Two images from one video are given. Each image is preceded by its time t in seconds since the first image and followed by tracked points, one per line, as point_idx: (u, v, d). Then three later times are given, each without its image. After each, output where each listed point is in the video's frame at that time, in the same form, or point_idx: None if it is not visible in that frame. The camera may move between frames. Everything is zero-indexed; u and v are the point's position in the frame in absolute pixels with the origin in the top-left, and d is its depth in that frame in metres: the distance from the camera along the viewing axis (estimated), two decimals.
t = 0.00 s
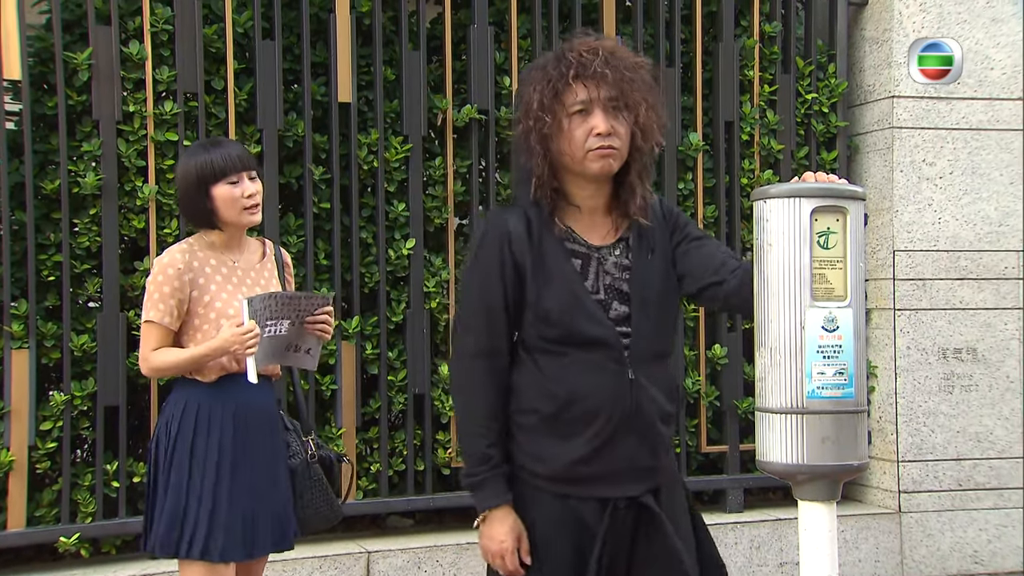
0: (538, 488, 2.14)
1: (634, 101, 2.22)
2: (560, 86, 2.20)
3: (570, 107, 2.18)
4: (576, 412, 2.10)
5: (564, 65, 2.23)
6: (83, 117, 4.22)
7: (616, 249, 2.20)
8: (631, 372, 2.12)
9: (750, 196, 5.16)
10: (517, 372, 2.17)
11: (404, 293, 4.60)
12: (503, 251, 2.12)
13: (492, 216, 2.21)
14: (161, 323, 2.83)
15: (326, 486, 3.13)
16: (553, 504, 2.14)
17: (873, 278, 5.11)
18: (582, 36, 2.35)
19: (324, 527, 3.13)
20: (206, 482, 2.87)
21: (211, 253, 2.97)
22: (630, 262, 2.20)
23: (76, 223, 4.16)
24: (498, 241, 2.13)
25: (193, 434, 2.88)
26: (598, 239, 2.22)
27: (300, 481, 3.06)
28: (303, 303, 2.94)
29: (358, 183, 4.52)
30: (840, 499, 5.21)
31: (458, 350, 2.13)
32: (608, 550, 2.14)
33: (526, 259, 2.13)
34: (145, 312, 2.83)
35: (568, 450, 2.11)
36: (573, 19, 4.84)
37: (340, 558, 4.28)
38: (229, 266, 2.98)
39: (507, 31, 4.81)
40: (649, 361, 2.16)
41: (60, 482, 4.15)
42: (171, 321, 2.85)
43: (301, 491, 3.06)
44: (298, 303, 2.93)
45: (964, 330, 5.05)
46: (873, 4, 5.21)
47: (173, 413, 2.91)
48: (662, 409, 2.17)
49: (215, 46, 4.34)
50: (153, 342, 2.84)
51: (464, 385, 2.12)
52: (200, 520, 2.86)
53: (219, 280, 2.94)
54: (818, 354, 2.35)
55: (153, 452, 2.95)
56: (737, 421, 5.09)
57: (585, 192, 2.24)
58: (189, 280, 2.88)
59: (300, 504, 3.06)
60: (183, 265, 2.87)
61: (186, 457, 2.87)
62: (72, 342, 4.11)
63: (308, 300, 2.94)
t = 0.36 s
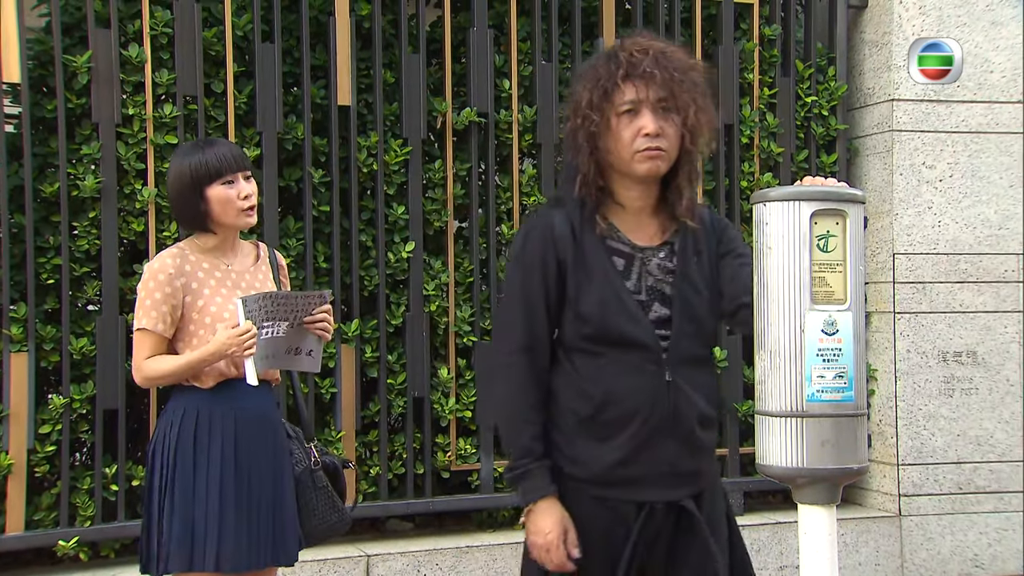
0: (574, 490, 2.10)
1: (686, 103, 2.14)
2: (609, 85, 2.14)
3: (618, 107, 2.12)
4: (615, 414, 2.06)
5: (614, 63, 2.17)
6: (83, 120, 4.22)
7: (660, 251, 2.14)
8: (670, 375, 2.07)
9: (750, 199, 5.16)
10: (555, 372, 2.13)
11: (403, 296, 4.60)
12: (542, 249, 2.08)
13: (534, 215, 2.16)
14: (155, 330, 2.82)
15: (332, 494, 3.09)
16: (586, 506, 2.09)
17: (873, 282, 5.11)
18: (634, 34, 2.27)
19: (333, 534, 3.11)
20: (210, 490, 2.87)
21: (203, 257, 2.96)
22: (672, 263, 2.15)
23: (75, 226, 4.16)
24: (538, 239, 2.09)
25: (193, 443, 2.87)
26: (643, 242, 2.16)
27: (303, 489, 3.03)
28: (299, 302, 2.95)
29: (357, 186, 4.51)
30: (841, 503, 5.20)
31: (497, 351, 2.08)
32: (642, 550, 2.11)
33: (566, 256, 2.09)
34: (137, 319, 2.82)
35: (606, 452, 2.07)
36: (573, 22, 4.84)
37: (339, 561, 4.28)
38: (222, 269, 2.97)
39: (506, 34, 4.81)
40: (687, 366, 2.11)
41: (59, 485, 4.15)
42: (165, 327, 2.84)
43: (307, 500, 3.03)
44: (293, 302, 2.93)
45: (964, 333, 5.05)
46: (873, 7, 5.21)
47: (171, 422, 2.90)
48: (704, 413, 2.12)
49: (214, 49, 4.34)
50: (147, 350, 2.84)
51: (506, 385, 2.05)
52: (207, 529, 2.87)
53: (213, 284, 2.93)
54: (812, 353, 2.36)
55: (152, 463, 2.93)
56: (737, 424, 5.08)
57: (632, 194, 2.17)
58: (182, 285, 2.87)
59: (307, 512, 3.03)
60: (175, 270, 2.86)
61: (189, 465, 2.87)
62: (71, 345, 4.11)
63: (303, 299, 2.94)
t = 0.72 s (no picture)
0: (616, 493, 2.28)
1: (740, 110, 2.21)
2: (672, 83, 2.18)
3: (677, 108, 2.16)
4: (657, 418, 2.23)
5: (678, 63, 2.20)
6: (82, 120, 4.21)
7: (701, 253, 2.23)
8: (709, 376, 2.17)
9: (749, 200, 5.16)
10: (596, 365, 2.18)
11: (403, 297, 4.60)
12: (592, 245, 2.12)
13: (583, 207, 2.19)
14: (151, 333, 2.82)
15: (345, 491, 3.12)
16: (625, 508, 2.28)
17: (873, 282, 5.11)
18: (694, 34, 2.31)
19: (345, 533, 3.12)
20: (205, 493, 2.87)
21: (201, 258, 2.96)
22: (712, 266, 2.24)
23: (75, 227, 4.15)
24: (589, 235, 2.13)
25: (190, 445, 2.87)
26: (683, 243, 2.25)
27: (317, 486, 3.06)
28: (294, 296, 2.93)
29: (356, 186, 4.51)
30: (840, 503, 5.20)
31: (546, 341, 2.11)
32: (681, 551, 2.29)
33: (614, 255, 2.13)
34: (134, 323, 2.82)
35: (648, 455, 2.24)
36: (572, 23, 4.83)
37: (338, 562, 4.27)
38: (220, 270, 2.97)
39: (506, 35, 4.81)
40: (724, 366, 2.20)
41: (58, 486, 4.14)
42: (161, 330, 2.84)
43: (318, 498, 3.06)
44: (287, 296, 2.91)
45: (964, 334, 5.05)
46: (872, 7, 5.21)
47: (167, 425, 2.90)
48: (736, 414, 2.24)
49: (214, 50, 4.34)
50: (143, 353, 2.83)
51: (559, 373, 2.06)
52: (200, 531, 2.86)
53: (211, 286, 2.93)
54: (818, 358, 2.38)
55: (148, 465, 2.93)
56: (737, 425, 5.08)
57: (677, 195, 2.23)
58: (179, 287, 2.87)
59: (320, 512, 3.05)
60: (172, 271, 2.86)
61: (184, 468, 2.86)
62: (71, 346, 4.11)
63: (297, 292, 2.92)
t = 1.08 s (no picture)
0: (617, 492, 2.30)
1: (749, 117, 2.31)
2: (688, 85, 2.28)
3: (695, 108, 2.26)
4: (660, 418, 2.23)
5: (692, 66, 2.32)
6: (81, 120, 4.21)
7: (708, 255, 2.32)
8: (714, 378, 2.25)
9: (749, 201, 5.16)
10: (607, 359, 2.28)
11: (402, 297, 4.60)
12: (611, 238, 2.22)
13: (599, 205, 2.30)
14: (165, 335, 2.82)
15: (359, 492, 3.08)
16: (626, 508, 2.30)
17: (873, 282, 5.11)
18: (711, 42, 2.43)
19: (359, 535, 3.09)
20: (217, 495, 2.86)
21: (216, 258, 2.93)
22: (719, 268, 2.33)
23: (74, 226, 4.15)
24: (607, 228, 2.23)
25: (201, 447, 2.86)
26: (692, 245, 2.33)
27: (331, 488, 3.01)
28: (310, 299, 2.94)
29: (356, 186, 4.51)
30: (840, 503, 5.21)
31: (604, 323, 2.13)
32: (679, 551, 2.30)
33: (628, 252, 2.22)
34: (148, 324, 2.82)
35: (649, 455, 2.25)
36: (572, 23, 4.83)
37: (338, 562, 4.28)
38: (235, 271, 2.95)
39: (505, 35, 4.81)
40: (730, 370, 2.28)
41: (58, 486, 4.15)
42: (175, 332, 2.84)
43: (331, 500, 3.02)
44: (302, 299, 2.91)
45: (964, 334, 5.05)
46: (872, 8, 5.21)
47: (181, 426, 2.89)
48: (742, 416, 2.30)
49: (213, 50, 4.33)
50: (158, 355, 2.84)
51: (622, 353, 2.08)
52: (211, 533, 2.85)
53: (223, 288, 2.91)
54: (817, 359, 1.93)
55: (163, 466, 2.92)
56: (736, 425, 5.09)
57: (687, 195, 2.32)
58: (191, 288, 2.85)
59: (336, 513, 3.02)
60: (185, 272, 2.84)
61: (196, 471, 2.85)
62: (70, 346, 4.11)
63: (312, 295, 2.93)
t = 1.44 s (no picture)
0: (613, 493, 2.31)
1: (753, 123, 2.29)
2: (691, 86, 2.28)
3: (698, 110, 2.25)
4: (656, 419, 2.24)
5: (698, 68, 2.31)
6: (81, 120, 4.21)
7: (706, 258, 2.33)
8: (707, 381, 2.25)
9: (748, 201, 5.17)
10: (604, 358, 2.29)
11: (402, 297, 4.60)
12: (610, 237, 2.23)
13: (600, 204, 2.31)
14: (198, 333, 2.79)
15: (391, 495, 3.01)
16: (621, 508, 2.30)
17: (873, 282, 5.11)
18: (720, 44, 2.42)
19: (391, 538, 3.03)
20: (253, 496, 2.82)
21: (247, 257, 2.92)
22: (717, 271, 2.33)
23: (74, 226, 4.16)
24: (606, 228, 2.25)
25: (236, 448, 2.82)
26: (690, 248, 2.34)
27: (363, 492, 2.96)
28: (341, 298, 2.85)
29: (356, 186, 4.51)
30: (840, 503, 5.21)
31: (594, 322, 2.15)
32: (675, 552, 2.29)
33: (626, 252, 2.23)
34: (179, 323, 2.79)
35: (644, 456, 2.26)
36: (572, 23, 4.83)
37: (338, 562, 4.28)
38: (265, 270, 2.93)
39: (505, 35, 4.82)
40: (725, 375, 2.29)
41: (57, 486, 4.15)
42: (207, 330, 2.81)
43: (365, 503, 2.96)
44: (333, 298, 2.83)
45: (963, 334, 5.05)
46: (872, 8, 5.21)
47: (217, 427, 2.86)
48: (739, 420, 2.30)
49: (213, 50, 4.34)
50: (191, 354, 2.81)
51: (623, 354, 2.08)
52: (250, 533, 2.81)
53: (254, 287, 2.89)
54: (816, 358, 1.91)
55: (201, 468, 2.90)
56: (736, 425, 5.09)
57: (687, 198, 2.33)
58: (222, 287, 2.83)
59: (370, 517, 2.96)
60: (215, 272, 2.82)
61: (232, 472, 2.82)
62: (70, 346, 4.10)
63: (341, 294, 2.83)
